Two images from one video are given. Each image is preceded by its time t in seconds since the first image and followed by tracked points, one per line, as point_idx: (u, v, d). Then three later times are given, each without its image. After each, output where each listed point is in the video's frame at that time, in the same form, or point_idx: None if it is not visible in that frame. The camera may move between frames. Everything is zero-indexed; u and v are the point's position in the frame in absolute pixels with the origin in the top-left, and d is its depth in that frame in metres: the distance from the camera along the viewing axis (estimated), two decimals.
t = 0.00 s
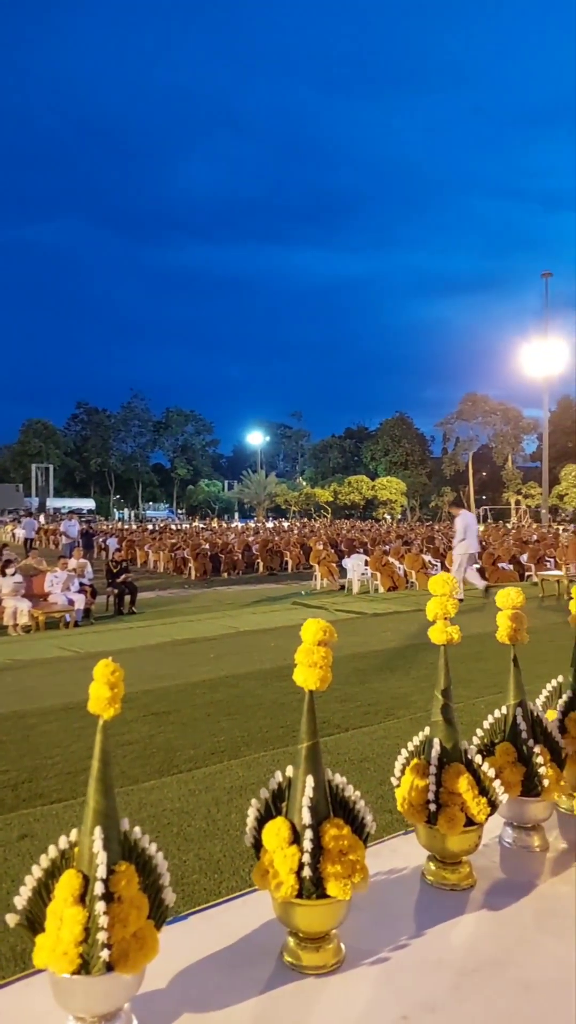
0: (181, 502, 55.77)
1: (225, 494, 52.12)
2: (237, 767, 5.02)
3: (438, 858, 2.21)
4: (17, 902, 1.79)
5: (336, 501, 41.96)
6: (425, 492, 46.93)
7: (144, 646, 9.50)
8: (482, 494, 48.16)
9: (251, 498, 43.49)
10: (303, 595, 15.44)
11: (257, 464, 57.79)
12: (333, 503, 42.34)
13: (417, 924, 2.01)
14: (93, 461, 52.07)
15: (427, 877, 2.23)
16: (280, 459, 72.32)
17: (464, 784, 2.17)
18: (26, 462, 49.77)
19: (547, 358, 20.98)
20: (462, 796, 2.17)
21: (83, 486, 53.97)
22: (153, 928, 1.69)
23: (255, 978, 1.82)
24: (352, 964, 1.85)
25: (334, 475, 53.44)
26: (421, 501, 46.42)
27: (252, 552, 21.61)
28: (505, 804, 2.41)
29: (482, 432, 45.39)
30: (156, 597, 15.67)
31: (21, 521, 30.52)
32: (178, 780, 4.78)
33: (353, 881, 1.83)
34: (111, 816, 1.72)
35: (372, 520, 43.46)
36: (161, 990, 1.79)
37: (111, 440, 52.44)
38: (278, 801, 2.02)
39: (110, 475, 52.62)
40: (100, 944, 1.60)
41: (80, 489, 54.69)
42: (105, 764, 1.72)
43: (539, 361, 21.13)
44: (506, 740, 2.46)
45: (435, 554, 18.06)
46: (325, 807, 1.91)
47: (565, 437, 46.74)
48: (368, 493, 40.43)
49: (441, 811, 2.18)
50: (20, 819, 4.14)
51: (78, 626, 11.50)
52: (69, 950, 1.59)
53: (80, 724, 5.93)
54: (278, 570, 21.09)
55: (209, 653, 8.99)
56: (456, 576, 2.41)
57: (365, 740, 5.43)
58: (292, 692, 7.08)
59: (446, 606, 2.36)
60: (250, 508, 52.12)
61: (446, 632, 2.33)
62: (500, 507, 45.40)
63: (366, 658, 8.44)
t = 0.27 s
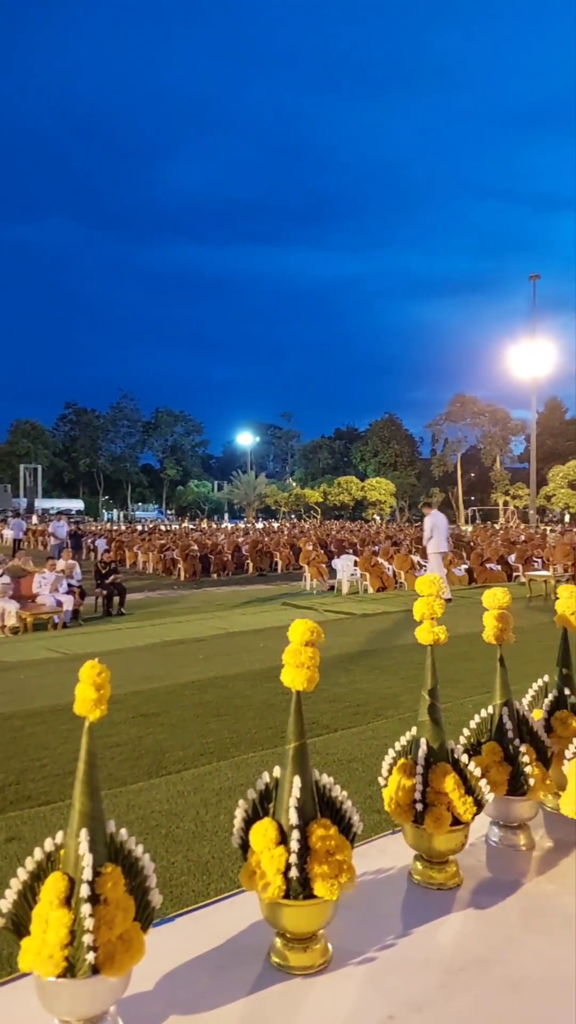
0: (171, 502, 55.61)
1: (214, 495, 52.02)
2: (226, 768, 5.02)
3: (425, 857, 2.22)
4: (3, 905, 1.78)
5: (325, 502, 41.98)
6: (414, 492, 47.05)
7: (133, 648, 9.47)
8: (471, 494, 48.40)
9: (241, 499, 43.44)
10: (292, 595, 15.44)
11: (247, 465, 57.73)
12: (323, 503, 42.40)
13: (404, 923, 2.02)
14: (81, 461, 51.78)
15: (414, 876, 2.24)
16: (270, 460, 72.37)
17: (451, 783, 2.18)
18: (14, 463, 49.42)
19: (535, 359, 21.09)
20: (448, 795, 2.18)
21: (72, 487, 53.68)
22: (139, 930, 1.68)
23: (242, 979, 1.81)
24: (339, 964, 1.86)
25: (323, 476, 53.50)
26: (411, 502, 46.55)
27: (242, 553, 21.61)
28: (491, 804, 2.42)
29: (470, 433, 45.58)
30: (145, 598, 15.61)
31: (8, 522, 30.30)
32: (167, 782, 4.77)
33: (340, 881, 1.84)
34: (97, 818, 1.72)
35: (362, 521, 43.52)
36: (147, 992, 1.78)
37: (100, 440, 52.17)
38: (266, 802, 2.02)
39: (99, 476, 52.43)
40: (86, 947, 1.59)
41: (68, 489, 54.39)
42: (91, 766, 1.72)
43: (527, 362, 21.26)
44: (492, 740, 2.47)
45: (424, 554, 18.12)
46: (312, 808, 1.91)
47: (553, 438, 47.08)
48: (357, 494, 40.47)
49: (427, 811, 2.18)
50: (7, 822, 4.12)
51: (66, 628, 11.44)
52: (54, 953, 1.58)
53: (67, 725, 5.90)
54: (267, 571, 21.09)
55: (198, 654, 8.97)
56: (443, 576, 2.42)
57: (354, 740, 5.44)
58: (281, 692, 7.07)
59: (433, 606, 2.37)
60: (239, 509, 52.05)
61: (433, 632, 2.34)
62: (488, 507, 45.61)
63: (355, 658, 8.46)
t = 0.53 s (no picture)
0: (160, 502, 55.41)
1: (204, 495, 51.87)
2: (213, 768, 5.01)
3: (410, 858, 2.23)
4: None
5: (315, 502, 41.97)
6: (404, 494, 47.16)
7: (121, 648, 9.44)
8: (460, 496, 48.59)
9: (230, 499, 43.32)
10: (281, 596, 15.43)
11: (237, 465, 57.63)
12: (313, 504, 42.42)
13: (390, 923, 2.03)
14: (70, 461, 51.40)
15: (400, 877, 2.25)
16: (260, 460, 72.29)
17: (437, 784, 2.19)
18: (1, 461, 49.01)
19: (524, 363, 21.20)
20: (434, 795, 2.19)
21: (60, 486, 53.33)
22: (124, 931, 1.68)
23: (227, 980, 1.82)
24: (325, 964, 1.86)
25: (313, 477, 53.50)
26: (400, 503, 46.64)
27: (231, 553, 21.59)
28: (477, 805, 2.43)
29: (460, 435, 45.73)
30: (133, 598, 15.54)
31: None
32: (154, 782, 4.76)
33: (326, 881, 1.84)
34: (82, 819, 1.71)
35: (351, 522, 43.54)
36: (132, 994, 1.78)
37: (88, 440, 51.78)
38: (252, 802, 2.02)
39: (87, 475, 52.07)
40: (70, 948, 1.58)
41: (57, 489, 54.02)
42: (76, 767, 1.71)
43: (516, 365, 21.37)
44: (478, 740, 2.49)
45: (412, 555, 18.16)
46: (298, 808, 1.91)
47: (541, 441, 47.36)
48: (347, 495, 40.51)
49: (413, 811, 2.19)
50: None
51: (53, 628, 11.37)
52: (38, 953, 1.58)
53: (54, 726, 5.87)
54: (257, 572, 21.08)
55: (186, 654, 8.96)
56: (430, 577, 2.43)
57: (341, 741, 5.44)
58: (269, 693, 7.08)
59: (420, 607, 2.38)
60: (229, 509, 51.92)
61: (420, 633, 2.35)
62: (477, 509, 45.79)
63: (343, 659, 8.49)
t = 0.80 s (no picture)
0: (151, 502, 55.33)
1: (195, 495, 51.78)
2: (202, 768, 5.01)
3: (399, 857, 2.24)
4: None
5: (306, 502, 42.00)
6: (394, 493, 47.27)
7: (110, 648, 9.42)
8: (450, 496, 48.78)
9: (221, 498, 43.28)
10: (272, 596, 15.46)
11: (228, 465, 57.57)
12: (304, 503, 42.45)
13: (378, 921, 2.03)
14: (60, 460, 51.11)
15: (388, 875, 2.26)
16: (251, 460, 72.28)
17: (425, 782, 2.19)
18: None
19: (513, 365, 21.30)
20: (422, 794, 2.20)
21: (50, 485, 53.02)
22: (111, 930, 1.68)
23: (215, 979, 1.82)
24: (312, 963, 1.86)
25: (304, 476, 53.53)
26: (390, 503, 46.74)
27: (222, 553, 21.58)
28: (465, 804, 2.44)
29: (450, 435, 45.90)
30: (124, 598, 15.52)
31: None
32: (144, 782, 4.75)
33: (314, 880, 1.84)
34: (70, 818, 1.71)
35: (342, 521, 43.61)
36: (120, 993, 1.78)
37: (79, 438, 51.36)
38: (241, 802, 2.02)
39: (78, 475, 51.80)
40: (57, 948, 1.58)
41: (47, 488, 53.72)
42: (64, 767, 1.70)
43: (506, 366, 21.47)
44: (466, 740, 2.49)
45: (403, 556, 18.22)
46: (287, 807, 1.91)
47: (530, 441, 47.61)
48: (338, 495, 40.59)
49: (402, 811, 2.20)
50: None
51: (43, 627, 11.34)
52: (25, 954, 1.57)
53: (43, 726, 5.85)
54: (247, 571, 21.08)
55: (176, 654, 8.95)
56: (419, 577, 2.44)
57: (331, 740, 5.45)
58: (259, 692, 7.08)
59: (408, 606, 2.39)
60: (220, 508, 51.87)
61: (408, 632, 2.36)
62: (467, 510, 45.99)
63: (334, 659, 8.51)
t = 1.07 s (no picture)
0: (143, 502, 55.14)
1: (187, 495, 51.64)
2: (195, 769, 5.00)
3: (389, 856, 2.24)
4: None
5: (299, 502, 41.98)
6: (387, 493, 47.33)
7: (103, 649, 9.39)
8: (442, 496, 48.90)
9: (214, 499, 43.17)
10: (265, 596, 15.46)
11: (220, 465, 57.47)
12: (296, 503, 42.46)
13: (369, 921, 2.04)
14: (52, 461, 50.76)
15: (379, 875, 2.26)
16: (243, 460, 72.25)
17: (415, 782, 2.20)
18: None
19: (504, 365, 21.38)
20: (412, 793, 2.20)
21: (42, 486, 52.72)
22: (101, 934, 1.67)
23: (206, 981, 1.81)
24: (303, 964, 1.87)
25: (296, 476, 53.52)
26: (383, 503, 46.80)
27: (214, 553, 21.56)
28: (456, 803, 2.45)
29: (442, 435, 45.97)
30: (117, 599, 15.46)
31: None
32: (137, 784, 4.74)
33: (304, 881, 1.84)
34: (60, 822, 1.70)
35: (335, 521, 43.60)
36: (110, 996, 1.77)
37: (71, 439, 50.52)
38: (231, 803, 2.02)
39: (69, 475, 51.50)
40: (47, 952, 1.58)
41: (39, 489, 53.41)
42: (53, 770, 1.70)
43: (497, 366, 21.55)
44: (457, 739, 2.51)
45: (395, 556, 18.26)
46: (277, 808, 1.92)
47: (522, 441, 47.80)
48: (330, 495, 40.62)
49: (392, 811, 2.20)
50: None
51: (35, 629, 11.29)
52: (14, 958, 1.57)
53: (35, 728, 5.83)
54: (240, 572, 21.07)
55: (170, 655, 8.93)
56: (408, 577, 2.45)
57: (323, 740, 5.45)
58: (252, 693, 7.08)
59: (398, 606, 2.40)
60: (212, 509, 51.77)
61: (398, 632, 2.36)
62: (459, 509, 46.09)
63: (327, 659, 8.50)
